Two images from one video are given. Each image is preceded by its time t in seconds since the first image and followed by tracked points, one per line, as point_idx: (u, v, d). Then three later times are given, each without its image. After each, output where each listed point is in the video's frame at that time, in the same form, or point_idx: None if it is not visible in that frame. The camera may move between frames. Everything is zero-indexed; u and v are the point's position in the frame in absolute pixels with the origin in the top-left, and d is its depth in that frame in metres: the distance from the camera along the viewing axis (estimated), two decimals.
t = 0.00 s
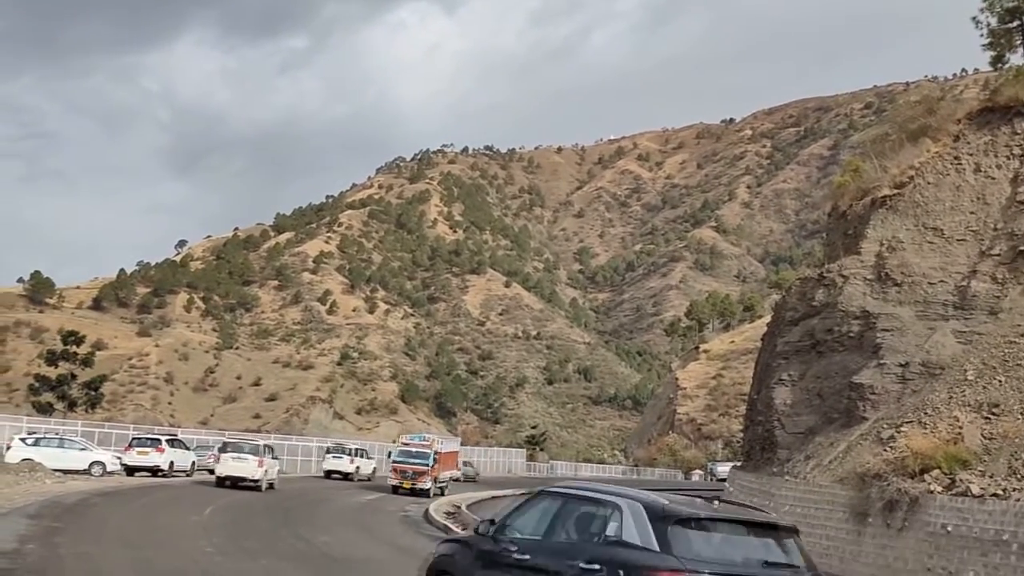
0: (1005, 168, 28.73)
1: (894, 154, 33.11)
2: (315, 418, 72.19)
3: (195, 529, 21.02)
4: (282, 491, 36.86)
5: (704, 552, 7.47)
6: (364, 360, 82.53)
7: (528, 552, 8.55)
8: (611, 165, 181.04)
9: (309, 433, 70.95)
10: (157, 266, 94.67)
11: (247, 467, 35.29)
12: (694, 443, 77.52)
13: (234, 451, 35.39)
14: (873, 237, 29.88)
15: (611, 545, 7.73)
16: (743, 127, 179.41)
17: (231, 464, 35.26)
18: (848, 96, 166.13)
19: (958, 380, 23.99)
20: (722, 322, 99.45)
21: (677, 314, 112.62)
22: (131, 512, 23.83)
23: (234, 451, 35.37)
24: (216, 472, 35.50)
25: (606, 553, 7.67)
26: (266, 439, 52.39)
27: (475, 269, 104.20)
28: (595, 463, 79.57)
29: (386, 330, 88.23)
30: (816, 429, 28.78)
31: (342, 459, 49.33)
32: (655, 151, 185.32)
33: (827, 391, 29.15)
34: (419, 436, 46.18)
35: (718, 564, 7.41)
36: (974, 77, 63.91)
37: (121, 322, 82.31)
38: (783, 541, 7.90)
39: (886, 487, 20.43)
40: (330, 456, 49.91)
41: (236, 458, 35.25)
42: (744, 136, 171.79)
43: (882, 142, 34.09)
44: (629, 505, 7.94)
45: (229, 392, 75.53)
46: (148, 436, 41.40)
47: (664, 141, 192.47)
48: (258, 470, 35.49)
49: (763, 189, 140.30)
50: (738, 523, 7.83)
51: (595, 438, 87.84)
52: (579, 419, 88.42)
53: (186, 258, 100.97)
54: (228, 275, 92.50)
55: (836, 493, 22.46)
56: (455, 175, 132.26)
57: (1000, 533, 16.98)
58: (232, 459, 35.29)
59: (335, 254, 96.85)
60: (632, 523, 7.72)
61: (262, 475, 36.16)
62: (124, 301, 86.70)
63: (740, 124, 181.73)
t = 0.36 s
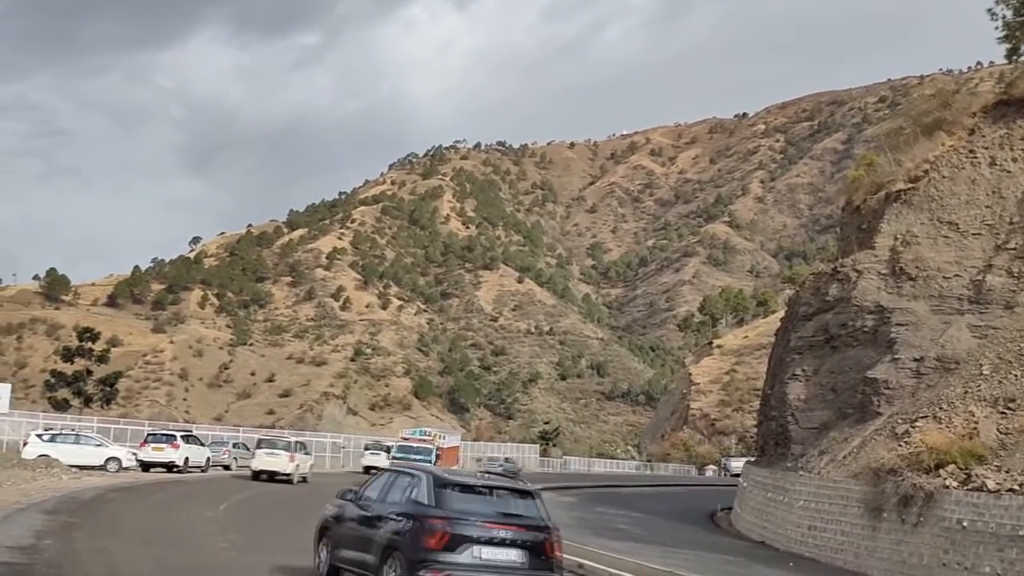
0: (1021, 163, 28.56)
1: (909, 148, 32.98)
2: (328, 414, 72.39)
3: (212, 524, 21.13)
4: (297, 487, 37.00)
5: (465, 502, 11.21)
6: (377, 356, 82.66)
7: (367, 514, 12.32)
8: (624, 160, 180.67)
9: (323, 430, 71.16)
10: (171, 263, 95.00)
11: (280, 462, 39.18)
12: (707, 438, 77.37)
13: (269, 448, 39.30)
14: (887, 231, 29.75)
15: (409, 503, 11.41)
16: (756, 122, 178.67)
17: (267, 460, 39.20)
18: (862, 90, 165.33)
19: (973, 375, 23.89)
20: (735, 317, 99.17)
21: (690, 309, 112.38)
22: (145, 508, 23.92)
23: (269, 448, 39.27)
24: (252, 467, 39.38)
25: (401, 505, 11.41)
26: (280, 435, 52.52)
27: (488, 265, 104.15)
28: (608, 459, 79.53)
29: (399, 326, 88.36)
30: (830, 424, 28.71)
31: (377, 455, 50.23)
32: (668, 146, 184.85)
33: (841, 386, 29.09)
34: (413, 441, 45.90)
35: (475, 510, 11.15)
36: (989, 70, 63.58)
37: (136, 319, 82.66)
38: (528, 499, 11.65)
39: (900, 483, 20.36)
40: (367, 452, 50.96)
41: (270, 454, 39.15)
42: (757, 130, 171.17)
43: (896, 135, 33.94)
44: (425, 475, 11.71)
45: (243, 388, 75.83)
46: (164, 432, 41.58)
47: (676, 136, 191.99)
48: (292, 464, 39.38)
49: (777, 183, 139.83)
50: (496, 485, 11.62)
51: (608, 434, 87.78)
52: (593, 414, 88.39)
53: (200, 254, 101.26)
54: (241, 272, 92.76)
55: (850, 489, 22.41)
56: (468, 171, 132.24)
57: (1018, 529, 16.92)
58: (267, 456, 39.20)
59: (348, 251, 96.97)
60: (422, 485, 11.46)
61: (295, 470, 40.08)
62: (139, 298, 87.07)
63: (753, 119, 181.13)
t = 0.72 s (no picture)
0: None
1: (924, 142, 32.81)
2: (342, 410, 72.55)
3: (228, 519, 21.26)
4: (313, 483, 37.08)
5: (367, 479, 15.24)
6: (390, 352, 82.76)
7: (299, 490, 16.21)
8: (637, 155, 180.33)
9: (337, 425, 71.35)
10: (185, 259, 95.39)
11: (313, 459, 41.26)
12: (722, 433, 77.18)
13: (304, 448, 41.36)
14: (902, 225, 29.59)
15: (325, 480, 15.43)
16: (769, 116, 178.01)
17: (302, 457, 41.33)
18: (876, 83, 164.45)
19: (989, 369, 23.76)
20: (748, 312, 98.85)
21: (704, 304, 112.12)
22: (161, 503, 24.06)
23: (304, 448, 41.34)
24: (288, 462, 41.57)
25: (320, 482, 15.40)
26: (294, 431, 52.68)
27: (500, 260, 104.15)
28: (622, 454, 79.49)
29: (413, 322, 88.46)
30: (845, 419, 28.67)
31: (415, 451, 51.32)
32: (681, 141, 184.37)
33: (856, 381, 29.05)
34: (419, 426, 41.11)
35: (376, 486, 15.18)
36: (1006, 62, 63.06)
37: (150, 316, 83.05)
38: (415, 480, 15.73)
39: (916, 478, 20.27)
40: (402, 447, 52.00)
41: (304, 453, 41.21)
42: (770, 124, 170.51)
43: (911, 129, 33.76)
44: (340, 459, 15.73)
45: (257, 383, 76.12)
46: (179, 428, 41.78)
47: (689, 131, 191.47)
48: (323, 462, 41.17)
49: (790, 177, 139.33)
50: (393, 468, 15.68)
51: (621, 429, 87.69)
52: (606, 409, 88.34)
53: (214, 251, 101.63)
54: (255, 268, 93.05)
55: (865, 484, 22.35)
56: (480, 167, 132.23)
57: None
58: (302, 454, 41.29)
59: (361, 247, 97.14)
60: (337, 466, 15.47)
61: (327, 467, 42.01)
62: (153, 295, 87.45)
63: (766, 113, 180.44)
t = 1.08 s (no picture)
0: None
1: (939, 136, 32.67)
2: (356, 405, 72.72)
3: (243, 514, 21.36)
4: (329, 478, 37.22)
5: (319, 463, 18.07)
6: (404, 348, 82.89)
7: (270, 473, 19.08)
8: (650, 150, 179.97)
9: (351, 421, 71.54)
10: (199, 256, 95.76)
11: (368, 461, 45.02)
12: (736, 429, 77.06)
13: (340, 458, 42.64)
14: (917, 219, 29.42)
15: (286, 464, 18.21)
16: (783, 110, 177.35)
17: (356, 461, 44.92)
18: (891, 76, 163.59)
19: (1005, 363, 23.63)
20: (763, 307, 98.55)
21: (718, 299, 111.88)
22: (178, 499, 24.18)
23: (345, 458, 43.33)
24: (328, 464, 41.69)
25: (281, 468, 18.24)
26: (308, 427, 52.86)
27: (514, 256, 104.15)
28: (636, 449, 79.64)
29: (426, 318, 88.60)
30: (859, 414, 28.62)
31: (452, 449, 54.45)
32: (694, 136, 183.91)
33: (870, 376, 28.96)
34: (425, 421, 38.47)
35: (326, 468, 18.01)
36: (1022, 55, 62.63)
37: (165, 312, 83.41)
38: (359, 463, 18.66)
39: (931, 473, 20.16)
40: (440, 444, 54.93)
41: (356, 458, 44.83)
42: (784, 118, 169.88)
43: (926, 122, 33.59)
44: (299, 447, 18.55)
45: (271, 380, 76.38)
46: (194, 425, 41.96)
47: (703, 125, 190.95)
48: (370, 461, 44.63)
49: (804, 172, 138.85)
50: (340, 454, 18.52)
51: (635, 425, 87.66)
52: (620, 405, 88.32)
53: (228, 248, 101.95)
54: (269, 265, 93.35)
55: (880, 479, 22.27)
56: (493, 163, 132.25)
57: None
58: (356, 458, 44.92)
59: (374, 243, 97.30)
60: (295, 454, 18.27)
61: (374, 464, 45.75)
62: (168, 291, 87.81)
63: (780, 107, 179.76)
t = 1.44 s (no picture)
0: None
1: (955, 130, 32.56)
2: (371, 402, 72.86)
3: (258, 510, 21.41)
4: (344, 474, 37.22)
5: (300, 452, 21.40)
6: (418, 345, 82.97)
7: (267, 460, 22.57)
8: (664, 145, 179.56)
9: (366, 418, 71.72)
10: (214, 253, 96.10)
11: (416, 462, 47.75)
12: (751, 425, 76.85)
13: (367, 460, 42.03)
14: (933, 214, 29.33)
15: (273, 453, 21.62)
16: (797, 105, 176.54)
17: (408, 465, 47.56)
18: (906, 70, 162.68)
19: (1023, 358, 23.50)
20: (777, 302, 98.19)
21: (732, 295, 111.53)
22: (194, 496, 24.27)
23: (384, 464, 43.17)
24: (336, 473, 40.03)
25: (270, 456, 21.68)
26: (323, 424, 53.03)
27: (528, 252, 104.05)
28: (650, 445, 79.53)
29: (440, 315, 88.69)
30: (875, 410, 28.50)
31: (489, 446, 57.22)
32: (708, 131, 183.35)
33: (887, 372, 28.82)
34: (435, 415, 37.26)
35: (305, 456, 21.33)
36: None
37: (181, 310, 83.72)
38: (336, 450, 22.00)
39: (948, 469, 20.06)
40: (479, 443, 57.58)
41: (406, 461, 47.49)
42: (799, 113, 169.16)
43: (942, 116, 33.48)
44: (286, 439, 21.93)
45: (287, 377, 76.63)
46: (210, 422, 42.11)
47: (717, 121, 190.31)
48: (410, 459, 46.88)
49: (819, 166, 138.27)
50: (321, 445, 21.82)
51: (649, 421, 87.52)
52: (634, 401, 88.17)
53: (242, 245, 102.26)
54: (284, 263, 93.59)
55: (897, 475, 22.16)
56: (507, 159, 132.21)
57: None
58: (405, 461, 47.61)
59: (388, 240, 97.43)
60: (282, 444, 21.66)
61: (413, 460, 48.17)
62: (184, 289, 88.13)
63: (795, 101, 179.03)
